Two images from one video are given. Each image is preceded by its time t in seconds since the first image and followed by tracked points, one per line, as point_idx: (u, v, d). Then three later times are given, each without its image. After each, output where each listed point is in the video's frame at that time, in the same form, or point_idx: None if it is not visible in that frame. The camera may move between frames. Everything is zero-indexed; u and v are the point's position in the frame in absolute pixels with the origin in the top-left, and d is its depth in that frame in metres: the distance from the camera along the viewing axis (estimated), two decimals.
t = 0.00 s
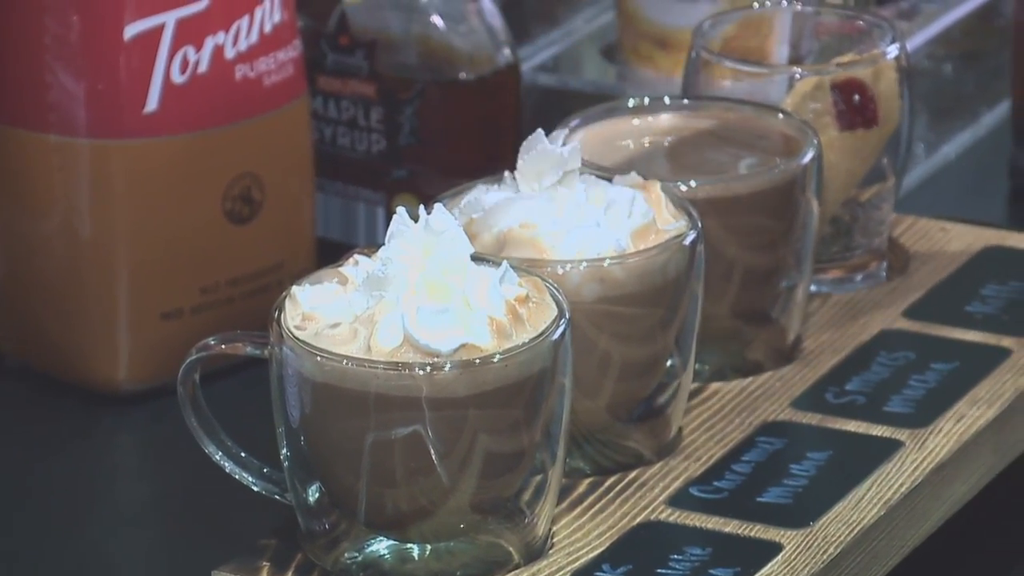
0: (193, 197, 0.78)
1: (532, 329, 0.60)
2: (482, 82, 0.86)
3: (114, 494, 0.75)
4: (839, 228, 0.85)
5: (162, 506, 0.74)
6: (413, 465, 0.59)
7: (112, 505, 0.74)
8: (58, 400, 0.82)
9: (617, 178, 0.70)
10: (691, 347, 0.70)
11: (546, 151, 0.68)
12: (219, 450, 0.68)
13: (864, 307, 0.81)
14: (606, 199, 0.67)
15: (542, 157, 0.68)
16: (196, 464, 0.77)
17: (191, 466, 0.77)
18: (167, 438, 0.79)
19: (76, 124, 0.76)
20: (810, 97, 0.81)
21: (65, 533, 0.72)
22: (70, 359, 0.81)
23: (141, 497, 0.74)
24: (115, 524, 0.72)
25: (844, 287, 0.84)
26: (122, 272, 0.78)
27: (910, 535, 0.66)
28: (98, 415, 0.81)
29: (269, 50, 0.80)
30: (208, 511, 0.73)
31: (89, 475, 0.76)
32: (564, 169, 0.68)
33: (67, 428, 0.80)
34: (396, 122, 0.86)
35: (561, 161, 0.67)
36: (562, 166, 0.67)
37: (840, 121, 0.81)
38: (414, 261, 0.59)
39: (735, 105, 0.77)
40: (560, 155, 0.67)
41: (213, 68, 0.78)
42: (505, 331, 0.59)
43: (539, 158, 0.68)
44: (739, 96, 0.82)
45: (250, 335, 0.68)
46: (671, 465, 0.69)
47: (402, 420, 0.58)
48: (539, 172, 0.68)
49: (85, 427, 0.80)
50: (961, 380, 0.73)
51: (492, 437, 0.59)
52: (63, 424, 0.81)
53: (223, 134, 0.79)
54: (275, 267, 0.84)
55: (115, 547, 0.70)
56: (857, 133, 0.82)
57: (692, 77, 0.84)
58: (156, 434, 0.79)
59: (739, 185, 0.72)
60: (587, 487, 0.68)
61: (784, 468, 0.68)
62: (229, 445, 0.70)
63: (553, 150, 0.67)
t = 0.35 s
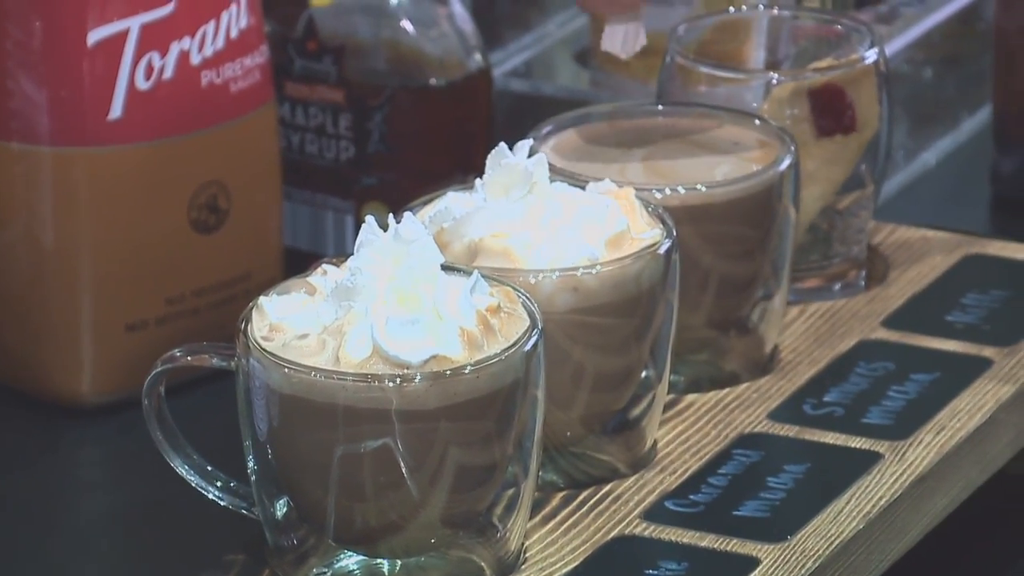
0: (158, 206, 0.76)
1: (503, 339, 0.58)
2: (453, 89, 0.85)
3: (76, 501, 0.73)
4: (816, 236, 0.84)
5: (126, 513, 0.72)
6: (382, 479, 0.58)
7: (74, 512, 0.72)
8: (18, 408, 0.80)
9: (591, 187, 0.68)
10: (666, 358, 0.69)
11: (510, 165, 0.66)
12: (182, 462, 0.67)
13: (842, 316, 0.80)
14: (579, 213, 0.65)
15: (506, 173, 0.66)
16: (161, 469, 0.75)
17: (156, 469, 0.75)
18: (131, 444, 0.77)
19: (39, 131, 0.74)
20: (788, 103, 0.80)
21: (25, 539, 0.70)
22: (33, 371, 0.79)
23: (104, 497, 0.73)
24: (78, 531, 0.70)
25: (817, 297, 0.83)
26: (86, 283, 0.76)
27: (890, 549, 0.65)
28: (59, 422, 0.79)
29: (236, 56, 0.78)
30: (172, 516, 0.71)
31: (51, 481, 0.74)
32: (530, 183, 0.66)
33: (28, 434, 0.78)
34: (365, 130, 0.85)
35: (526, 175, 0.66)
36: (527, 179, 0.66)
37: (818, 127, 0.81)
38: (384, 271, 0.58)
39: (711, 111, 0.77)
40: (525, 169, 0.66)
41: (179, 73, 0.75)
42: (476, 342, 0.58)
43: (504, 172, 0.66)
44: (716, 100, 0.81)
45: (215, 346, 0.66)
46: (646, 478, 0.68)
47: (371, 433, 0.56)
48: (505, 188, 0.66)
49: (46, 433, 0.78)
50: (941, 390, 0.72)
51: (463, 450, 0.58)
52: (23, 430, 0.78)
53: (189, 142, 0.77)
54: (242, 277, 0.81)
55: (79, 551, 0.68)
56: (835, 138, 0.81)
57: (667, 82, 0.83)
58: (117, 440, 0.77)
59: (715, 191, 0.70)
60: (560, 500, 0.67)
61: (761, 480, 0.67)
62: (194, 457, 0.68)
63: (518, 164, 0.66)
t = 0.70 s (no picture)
0: (130, 212, 0.74)
1: (483, 349, 0.57)
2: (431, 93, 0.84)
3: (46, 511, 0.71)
4: (803, 243, 0.83)
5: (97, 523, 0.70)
6: (360, 491, 0.56)
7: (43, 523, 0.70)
8: None
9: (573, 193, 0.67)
10: (650, 367, 0.68)
11: (488, 174, 0.64)
12: (156, 475, 0.66)
13: (830, 325, 0.79)
14: (562, 219, 0.64)
15: (484, 181, 0.64)
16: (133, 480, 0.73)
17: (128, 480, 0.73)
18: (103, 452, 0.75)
19: (9, 135, 0.72)
20: (774, 106, 0.79)
21: None
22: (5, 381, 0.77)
23: (77, 508, 0.71)
24: (47, 544, 0.68)
25: (804, 304, 0.81)
26: (57, 292, 0.74)
27: (879, 562, 0.63)
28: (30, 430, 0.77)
29: (210, 59, 0.76)
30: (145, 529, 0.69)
31: (21, 492, 0.72)
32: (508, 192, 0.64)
33: None
34: (342, 135, 0.84)
35: (504, 184, 0.64)
36: (505, 187, 0.64)
37: (804, 131, 0.80)
38: (362, 278, 0.56)
39: (695, 115, 0.76)
40: (503, 178, 0.64)
41: (152, 77, 0.74)
42: (455, 351, 0.56)
43: (480, 182, 0.64)
44: (700, 104, 0.80)
45: (191, 356, 0.65)
46: (630, 490, 0.67)
47: (349, 443, 0.55)
48: (482, 196, 0.64)
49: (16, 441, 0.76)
50: (931, 400, 0.71)
51: (444, 462, 0.56)
52: None
53: (163, 148, 0.75)
54: (217, 285, 0.80)
55: (50, 564, 0.67)
56: (822, 142, 0.80)
57: (650, 86, 0.82)
58: (89, 450, 0.75)
59: (700, 197, 0.69)
60: (542, 513, 0.65)
61: (746, 491, 0.65)
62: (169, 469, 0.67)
63: (495, 172, 0.64)
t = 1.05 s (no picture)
0: (110, 221, 0.73)
1: (470, 361, 0.55)
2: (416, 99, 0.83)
3: (22, 526, 0.69)
4: (795, 252, 0.81)
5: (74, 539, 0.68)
6: (344, 506, 0.55)
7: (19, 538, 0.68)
8: None
9: (562, 202, 0.66)
10: (639, 380, 0.66)
11: (473, 185, 0.63)
12: (134, 488, 0.64)
13: (822, 336, 0.78)
14: (550, 228, 0.62)
15: (469, 192, 0.63)
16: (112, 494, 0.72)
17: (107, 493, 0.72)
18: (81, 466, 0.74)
19: None
20: (765, 113, 0.78)
21: None
22: None
23: (55, 525, 0.69)
24: (22, 560, 0.67)
25: (798, 314, 0.80)
26: (35, 303, 0.72)
27: None
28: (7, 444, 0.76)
29: (190, 66, 0.75)
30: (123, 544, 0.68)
31: None
32: (495, 203, 0.63)
33: None
34: (326, 143, 0.82)
35: (490, 195, 0.63)
36: (491, 198, 0.63)
37: (797, 138, 0.78)
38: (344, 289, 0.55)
39: (686, 123, 0.75)
40: (489, 189, 0.63)
41: (132, 84, 0.72)
42: (441, 363, 0.54)
43: (466, 193, 0.63)
44: (689, 110, 0.79)
45: (172, 368, 0.63)
46: (619, 505, 0.65)
47: (332, 458, 0.54)
48: (468, 207, 0.63)
49: None
50: (925, 412, 0.70)
51: (429, 475, 0.55)
52: None
53: (142, 156, 0.73)
54: (197, 296, 0.78)
55: None
56: (816, 150, 0.79)
57: (640, 93, 0.81)
58: (67, 463, 0.74)
59: (691, 206, 0.68)
60: (529, 528, 0.64)
61: (738, 506, 0.64)
62: (148, 483, 0.65)
63: (481, 183, 0.63)
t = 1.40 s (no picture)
0: (90, 236, 0.71)
1: (456, 378, 0.54)
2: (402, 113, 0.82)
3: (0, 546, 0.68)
4: (788, 267, 0.80)
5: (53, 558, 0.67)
6: (329, 526, 0.53)
7: None
8: None
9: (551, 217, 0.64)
10: (629, 398, 0.65)
11: (459, 201, 0.62)
12: (114, 509, 0.63)
13: (816, 353, 0.77)
14: (537, 243, 0.61)
15: (455, 209, 0.62)
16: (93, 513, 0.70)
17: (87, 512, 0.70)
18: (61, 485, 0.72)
19: None
20: (758, 125, 0.77)
21: None
22: None
23: (33, 547, 0.68)
24: None
25: (792, 330, 0.79)
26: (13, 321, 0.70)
27: None
28: None
29: (170, 78, 0.74)
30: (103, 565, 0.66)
31: None
32: (482, 218, 0.62)
33: None
34: (310, 156, 0.81)
35: (476, 211, 0.62)
36: (478, 213, 0.62)
37: (790, 151, 0.77)
38: (327, 305, 0.54)
39: (677, 134, 0.73)
40: (475, 205, 0.62)
41: (111, 96, 0.71)
42: (427, 381, 0.53)
43: (452, 209, 0.62)
44: (680, 122, 0.78)
45: (152, 386, 0.62)
46: (609, 526, 0.64)
47: (316, 477, 0.52)
48: (454, 223, 0.62)
49: None
50: (920, 430, 0.69)
51: (416, 495, 0.54)
52: None
53: (122, 169, 0.72)
54: (178, 312, 0.76)
55: None
56: (809, 162, 0.78)
57: (629, 104, 0.79)
58: (46, 482, 0.72)
59: (682, 220, 0.67)
60: (518, 548, 0.63)
61: (730, 526, 0.63)
62: (129, 504, 0.64)
63: (466, 200, 0.62)
